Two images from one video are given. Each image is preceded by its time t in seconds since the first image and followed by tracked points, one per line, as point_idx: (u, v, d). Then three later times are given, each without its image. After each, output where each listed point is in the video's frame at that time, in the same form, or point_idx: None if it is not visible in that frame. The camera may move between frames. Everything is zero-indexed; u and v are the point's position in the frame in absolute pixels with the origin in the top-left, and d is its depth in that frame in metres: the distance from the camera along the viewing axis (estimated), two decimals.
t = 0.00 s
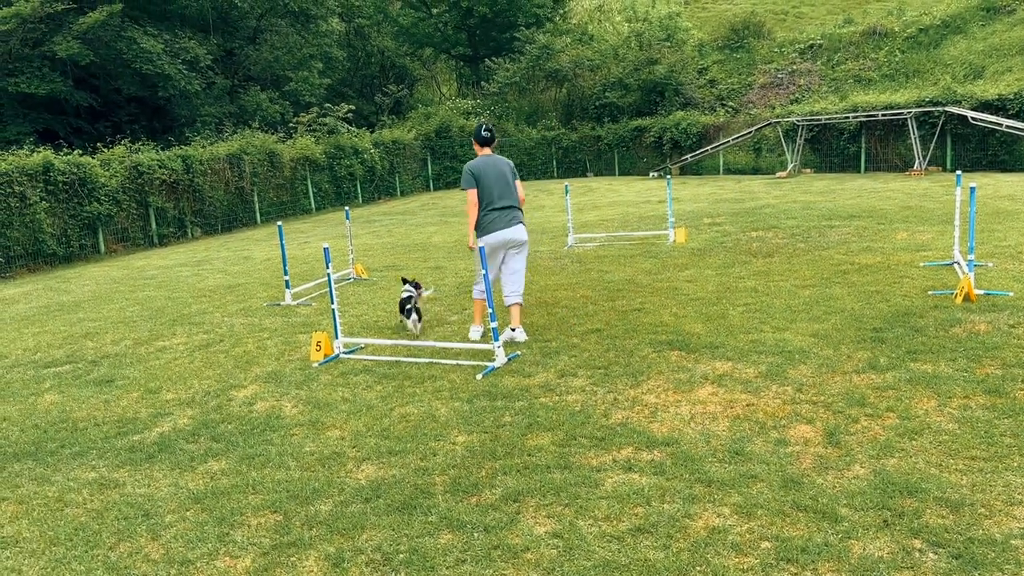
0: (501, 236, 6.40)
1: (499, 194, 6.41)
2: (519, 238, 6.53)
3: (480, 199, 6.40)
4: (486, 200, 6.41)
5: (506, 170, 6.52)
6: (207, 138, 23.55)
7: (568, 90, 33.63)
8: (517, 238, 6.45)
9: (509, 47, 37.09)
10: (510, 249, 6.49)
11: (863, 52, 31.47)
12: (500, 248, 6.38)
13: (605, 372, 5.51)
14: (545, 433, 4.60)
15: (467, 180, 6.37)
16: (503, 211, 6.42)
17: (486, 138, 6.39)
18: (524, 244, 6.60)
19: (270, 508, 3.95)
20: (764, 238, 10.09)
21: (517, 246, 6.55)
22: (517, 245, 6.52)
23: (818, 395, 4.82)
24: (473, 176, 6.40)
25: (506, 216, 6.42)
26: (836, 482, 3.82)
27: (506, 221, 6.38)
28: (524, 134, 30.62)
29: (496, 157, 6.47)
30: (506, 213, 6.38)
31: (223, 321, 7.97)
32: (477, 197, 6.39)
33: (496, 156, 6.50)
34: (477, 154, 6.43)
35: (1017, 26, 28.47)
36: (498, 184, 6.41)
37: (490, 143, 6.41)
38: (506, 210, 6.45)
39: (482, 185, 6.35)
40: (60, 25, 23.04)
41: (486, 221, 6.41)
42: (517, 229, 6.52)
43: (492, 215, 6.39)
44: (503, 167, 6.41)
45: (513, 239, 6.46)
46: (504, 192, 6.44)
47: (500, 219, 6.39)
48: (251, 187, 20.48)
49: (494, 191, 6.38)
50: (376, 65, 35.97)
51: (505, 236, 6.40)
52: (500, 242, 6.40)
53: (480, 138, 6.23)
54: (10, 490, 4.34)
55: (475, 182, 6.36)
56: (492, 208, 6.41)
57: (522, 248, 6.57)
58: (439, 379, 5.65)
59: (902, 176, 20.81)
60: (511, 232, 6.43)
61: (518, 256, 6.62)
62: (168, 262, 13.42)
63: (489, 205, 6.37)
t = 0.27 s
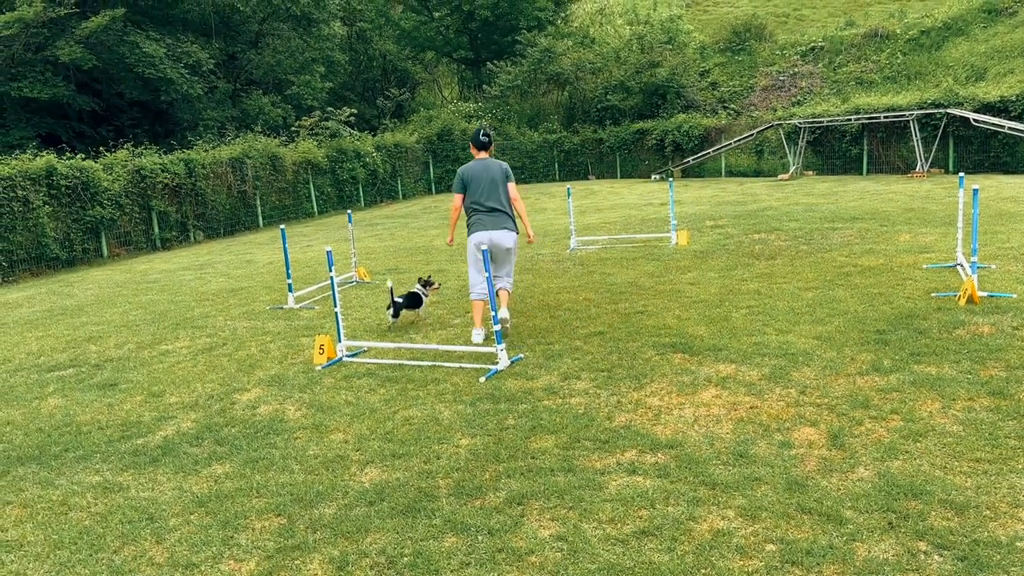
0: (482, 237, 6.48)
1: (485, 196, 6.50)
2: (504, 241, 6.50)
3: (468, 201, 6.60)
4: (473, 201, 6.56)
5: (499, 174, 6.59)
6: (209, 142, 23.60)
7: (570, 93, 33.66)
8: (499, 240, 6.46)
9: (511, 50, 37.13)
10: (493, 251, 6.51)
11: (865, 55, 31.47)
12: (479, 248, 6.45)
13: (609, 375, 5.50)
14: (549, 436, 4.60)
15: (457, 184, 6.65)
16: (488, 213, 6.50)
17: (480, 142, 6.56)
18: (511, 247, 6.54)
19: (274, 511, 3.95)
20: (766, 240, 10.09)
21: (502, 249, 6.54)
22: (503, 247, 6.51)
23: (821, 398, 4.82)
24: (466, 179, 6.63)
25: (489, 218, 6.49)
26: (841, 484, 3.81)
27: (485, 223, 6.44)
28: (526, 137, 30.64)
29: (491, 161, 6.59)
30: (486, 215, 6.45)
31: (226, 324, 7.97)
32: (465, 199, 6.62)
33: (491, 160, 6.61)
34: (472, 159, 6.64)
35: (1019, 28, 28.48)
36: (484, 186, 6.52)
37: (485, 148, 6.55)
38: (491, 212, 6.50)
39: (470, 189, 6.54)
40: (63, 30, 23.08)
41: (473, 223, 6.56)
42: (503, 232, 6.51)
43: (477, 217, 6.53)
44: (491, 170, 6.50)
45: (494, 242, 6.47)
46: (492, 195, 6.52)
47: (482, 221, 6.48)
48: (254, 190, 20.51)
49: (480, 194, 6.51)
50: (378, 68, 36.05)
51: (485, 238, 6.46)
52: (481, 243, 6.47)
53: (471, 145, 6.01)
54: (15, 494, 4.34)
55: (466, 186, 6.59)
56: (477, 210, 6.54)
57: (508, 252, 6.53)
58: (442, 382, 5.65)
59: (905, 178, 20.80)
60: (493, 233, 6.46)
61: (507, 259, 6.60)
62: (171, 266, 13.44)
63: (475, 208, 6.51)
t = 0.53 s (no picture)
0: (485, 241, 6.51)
1: (490, 201, 6.49)
2: (507, 245, 6.54)
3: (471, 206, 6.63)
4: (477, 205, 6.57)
5: (502, 179, 6.60)
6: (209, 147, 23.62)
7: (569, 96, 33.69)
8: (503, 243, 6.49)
9: (510, 54, 37.17)
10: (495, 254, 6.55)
11: (864, 57, 31.50)
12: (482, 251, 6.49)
13: (609, 379, 5.49)
14: (549, 440, 4.59)
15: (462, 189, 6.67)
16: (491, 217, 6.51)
17: (486, 148, 6.56)
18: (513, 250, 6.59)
19: (273, 516, 3.94)
20: (766, 243, 10.09)
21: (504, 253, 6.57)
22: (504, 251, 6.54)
23: (822, 401, 4.81)
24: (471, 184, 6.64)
25: (493, 222, 6.50)
26: (841, 488, 3.80)
27: (487, 227, 6.47)
28: (526, 140, 30.67)
29: (496, 167, 6.60)
30: (490, 219, 6.45)
31: (226, 329, 7.97)
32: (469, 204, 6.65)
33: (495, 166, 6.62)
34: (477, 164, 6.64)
35: (1017, 31, 28.52)
36: (488, 191, 6.51)
37: (491, 154, 6.57)
38: (495, 217, 6.52)
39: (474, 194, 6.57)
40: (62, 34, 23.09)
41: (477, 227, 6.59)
42: (505, 236, 6.56)
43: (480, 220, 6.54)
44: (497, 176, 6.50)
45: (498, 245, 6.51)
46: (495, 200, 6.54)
47: (487, 225, 6.49)
48: (253, 195, 20.52)
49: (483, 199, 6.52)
50: (377, 72, 36.09)
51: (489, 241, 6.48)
52: (484, 246, 6.49)
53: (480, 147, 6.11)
54: (13, 500, 4.33)
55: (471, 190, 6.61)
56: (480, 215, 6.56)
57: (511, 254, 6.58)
58: (442, 386, 5.64)
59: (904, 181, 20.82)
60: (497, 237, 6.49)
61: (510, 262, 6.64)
62: (170, 270, 13.43)
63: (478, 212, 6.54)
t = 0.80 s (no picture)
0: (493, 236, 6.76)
1: (500, 198, 6.78)
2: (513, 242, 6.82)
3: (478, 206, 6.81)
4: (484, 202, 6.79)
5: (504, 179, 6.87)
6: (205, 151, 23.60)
7: (566, 100, 33.71)
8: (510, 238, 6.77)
9: (507, 58, 37.21)
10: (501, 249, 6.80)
11: (859, 61, 31.59)
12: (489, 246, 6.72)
13: (604, 383, 5.48)
14: (545, 444, 4.58)
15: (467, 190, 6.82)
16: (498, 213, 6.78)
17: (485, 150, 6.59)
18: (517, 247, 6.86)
19: (268, 522, 3.93)
20: (761, 246, 10.10)
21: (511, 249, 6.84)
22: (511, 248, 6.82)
23: (817, 404, 4.81)
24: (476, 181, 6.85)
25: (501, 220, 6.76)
26: (837, 492, 3.80)
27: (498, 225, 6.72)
28: (522, 144, 30.69)
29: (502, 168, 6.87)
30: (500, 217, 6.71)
31: (221, 333, 7.95)
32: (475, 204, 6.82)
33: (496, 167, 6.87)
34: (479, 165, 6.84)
35: (1011, 34, 28.64)
36: (498, 188, 6.79)
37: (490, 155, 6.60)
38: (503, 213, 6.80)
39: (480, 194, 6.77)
40: (58, 39, 23.06)
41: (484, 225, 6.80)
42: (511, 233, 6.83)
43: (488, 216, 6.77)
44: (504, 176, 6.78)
45: (505, 241, 6.78)
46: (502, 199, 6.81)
47: (497, 220, 6.75)
48: (250, 199, 20.50)
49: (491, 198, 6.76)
50: (374, 76, 36.11)
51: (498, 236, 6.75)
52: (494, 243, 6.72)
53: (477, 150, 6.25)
54: (7, 506, 4.31)
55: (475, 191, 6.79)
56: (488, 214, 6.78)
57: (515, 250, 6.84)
58: (438, 390, 5.63)
59: (900, 184, 20.85)
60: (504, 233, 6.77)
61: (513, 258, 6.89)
62: (165, 275, 13.40)
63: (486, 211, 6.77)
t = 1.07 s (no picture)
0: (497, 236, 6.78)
1: (501, 199, 6.81)
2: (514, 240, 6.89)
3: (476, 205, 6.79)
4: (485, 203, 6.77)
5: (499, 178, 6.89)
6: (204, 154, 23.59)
7: (565, 102, 33.74)
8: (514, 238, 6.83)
9: (506, 60, 37.25)
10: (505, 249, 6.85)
11: (858, 63, 31.65)
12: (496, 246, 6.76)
13: (605, 385, 5.48)
14: (547, 446, 4.58)
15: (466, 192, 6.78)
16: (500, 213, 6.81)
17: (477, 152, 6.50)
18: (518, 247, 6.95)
19: (270, 525, 3.92)
20: (761, 249, 10.11)
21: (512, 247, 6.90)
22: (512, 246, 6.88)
23: (819, 407, 4.81)
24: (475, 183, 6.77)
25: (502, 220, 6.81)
26: (840, 493, 3.80)
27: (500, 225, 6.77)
28: (522, 146, 30.72)
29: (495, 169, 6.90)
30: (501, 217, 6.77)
31: (221, 336, 7.94)
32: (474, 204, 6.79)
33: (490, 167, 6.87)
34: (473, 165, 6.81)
35: (1010, 36, 28.72)
36: (497, 189, 6.81)
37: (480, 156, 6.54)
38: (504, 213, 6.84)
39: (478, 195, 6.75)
40: (58, 42, 23.04)
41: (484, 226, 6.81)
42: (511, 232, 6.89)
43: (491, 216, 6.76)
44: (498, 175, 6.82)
45: (508, 241, 6.83)
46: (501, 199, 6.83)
47: (500, 221, 6.79)
48: (249, 202, 20.49)
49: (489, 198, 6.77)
50: (373, 80, 36.17)
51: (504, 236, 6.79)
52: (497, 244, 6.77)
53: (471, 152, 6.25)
54: (9, 509, 4.30)
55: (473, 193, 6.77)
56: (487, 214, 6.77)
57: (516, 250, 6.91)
58: (439, 393, 5.63)
59: (900, 186, 20.88)
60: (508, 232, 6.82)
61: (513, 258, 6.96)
62: (165, 278, 13.38)
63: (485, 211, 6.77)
